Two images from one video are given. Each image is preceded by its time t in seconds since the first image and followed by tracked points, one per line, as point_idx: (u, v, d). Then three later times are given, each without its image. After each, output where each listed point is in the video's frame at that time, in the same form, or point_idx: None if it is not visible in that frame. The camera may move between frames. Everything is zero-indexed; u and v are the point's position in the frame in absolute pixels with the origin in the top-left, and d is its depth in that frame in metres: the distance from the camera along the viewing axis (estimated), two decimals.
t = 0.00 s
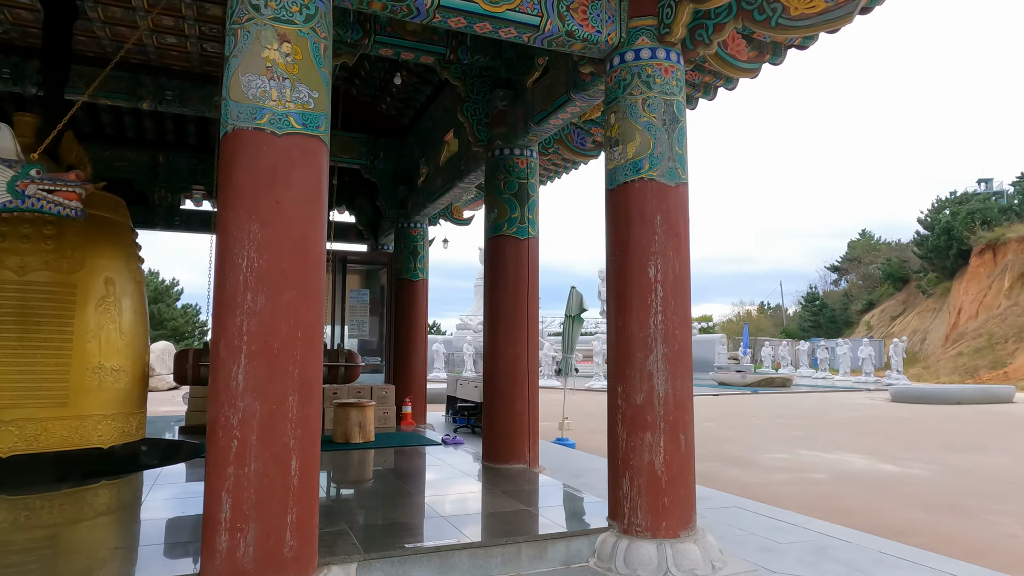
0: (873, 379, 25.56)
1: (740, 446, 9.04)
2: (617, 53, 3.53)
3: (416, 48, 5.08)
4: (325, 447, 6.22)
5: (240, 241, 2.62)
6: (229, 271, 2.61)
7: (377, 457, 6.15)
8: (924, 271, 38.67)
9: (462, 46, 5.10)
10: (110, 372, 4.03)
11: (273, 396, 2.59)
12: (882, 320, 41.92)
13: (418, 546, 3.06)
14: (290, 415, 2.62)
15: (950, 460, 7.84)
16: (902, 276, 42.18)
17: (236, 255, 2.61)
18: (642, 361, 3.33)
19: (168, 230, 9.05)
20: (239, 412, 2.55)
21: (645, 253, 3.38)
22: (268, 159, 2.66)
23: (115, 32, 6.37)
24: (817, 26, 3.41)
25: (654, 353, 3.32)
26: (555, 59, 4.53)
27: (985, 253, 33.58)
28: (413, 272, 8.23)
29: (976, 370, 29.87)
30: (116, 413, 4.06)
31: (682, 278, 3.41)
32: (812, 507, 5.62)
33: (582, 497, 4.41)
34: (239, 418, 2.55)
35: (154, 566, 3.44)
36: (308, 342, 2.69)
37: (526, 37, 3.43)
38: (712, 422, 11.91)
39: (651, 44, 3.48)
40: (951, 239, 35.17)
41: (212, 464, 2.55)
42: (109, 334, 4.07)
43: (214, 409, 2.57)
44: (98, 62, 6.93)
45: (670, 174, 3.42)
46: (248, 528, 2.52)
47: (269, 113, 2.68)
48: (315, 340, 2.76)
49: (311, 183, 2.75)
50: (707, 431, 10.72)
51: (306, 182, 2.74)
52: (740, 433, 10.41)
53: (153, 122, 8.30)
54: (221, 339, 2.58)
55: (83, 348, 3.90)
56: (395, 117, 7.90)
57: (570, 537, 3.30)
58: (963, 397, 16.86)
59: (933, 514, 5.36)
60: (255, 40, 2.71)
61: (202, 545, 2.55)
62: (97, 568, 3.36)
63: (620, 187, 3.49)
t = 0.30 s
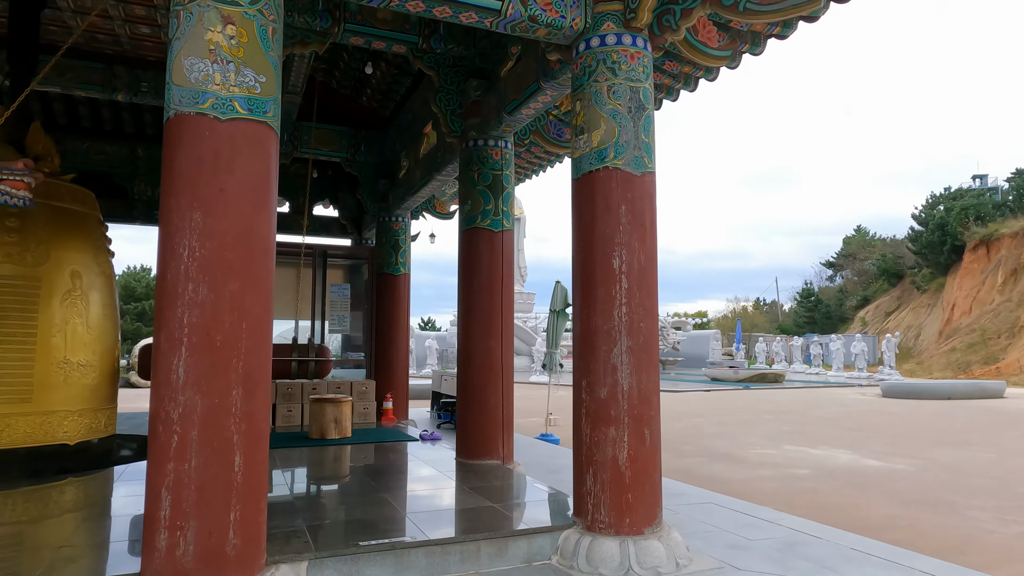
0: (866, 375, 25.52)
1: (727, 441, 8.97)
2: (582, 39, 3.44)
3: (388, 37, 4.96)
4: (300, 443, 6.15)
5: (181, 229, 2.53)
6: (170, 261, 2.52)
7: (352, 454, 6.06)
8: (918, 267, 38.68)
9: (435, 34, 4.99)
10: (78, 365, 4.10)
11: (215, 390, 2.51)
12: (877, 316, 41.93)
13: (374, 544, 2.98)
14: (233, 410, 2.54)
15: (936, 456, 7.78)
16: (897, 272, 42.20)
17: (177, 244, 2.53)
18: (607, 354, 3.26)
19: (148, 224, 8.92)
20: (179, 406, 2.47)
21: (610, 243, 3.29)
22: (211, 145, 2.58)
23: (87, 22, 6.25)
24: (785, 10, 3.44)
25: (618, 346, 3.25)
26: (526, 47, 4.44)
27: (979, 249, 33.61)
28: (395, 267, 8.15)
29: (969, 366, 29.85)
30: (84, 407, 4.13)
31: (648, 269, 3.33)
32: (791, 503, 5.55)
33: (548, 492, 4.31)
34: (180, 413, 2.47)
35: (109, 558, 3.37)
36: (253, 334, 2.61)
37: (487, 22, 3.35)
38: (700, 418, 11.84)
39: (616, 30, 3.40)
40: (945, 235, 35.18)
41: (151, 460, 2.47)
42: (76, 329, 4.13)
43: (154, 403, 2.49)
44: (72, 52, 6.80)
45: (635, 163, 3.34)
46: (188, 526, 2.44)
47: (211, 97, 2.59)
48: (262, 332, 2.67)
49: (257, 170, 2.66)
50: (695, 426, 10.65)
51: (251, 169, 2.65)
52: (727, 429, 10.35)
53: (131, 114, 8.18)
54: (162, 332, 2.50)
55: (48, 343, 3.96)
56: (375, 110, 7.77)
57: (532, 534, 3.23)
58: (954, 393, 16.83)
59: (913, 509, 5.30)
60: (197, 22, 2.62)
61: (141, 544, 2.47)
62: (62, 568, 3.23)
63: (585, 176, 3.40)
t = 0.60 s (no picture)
0: (866, 371, 25.37)
1: (718, 438, 8.86)
2: (549, 25, 3.32)
3: (362, 27, 4.81)
4: (278, 442, 6.05)
5: (117, 223, 2.43)
6: (105, 256, 2.41)
7: (334, 452, 5.96)
8: (920, 262, 38.47)
9: (410, 24, 4.90)
10: (48, 363, 3.04)
11: (153, 390, 2.41)
12: (878, 311, 41.74)
13: (328, 549, 2.90)
14: (172, 411, 2.44)
15: (928, 453, 7.68)
16: (899, 267, 42.01)
17: (112, 238, 2.42)
18: (572, 352, 3.15)
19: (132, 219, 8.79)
20: (115, 407, 2.37)
21: (576, 236, 3.18)
22: (150, 134, 2.47)
23: (62, 13, 6.00)
24: None
25: (584, 343, 3.14)
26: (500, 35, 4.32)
27: (981, 244, 33.43)
28: (380, 262, 8.03)
29: (970, 361, 29.66)
30: (55, 405, 3.06)
31: (615, 264, 3.21)
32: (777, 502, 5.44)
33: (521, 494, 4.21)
34: (115, 415, 2.37)
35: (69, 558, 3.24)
36: (195, 332, 2.51)
37: (450, 8, 3.25)
38: (695, 414, 11.75)
39: (584, 16, 3.28)
40: (947, 230, 34.99)
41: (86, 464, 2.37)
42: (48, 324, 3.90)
43: (89, 404, 2.39)
44: (50, 46, 6.53)
45: (603, 154, 3.23)
46: (124, 532, 2.34)
47: (150, 85, 2.48)
48: (205, 329, 2.57)
49: (199, 160, 2.55)
50: (688, 423, 10.55)
51: (193, 159, 2.54)
52: (721, 425, 10.25)
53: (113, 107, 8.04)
54: (97, 330, 2.40)
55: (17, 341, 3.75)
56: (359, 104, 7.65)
57: (494, 538, 3.13)
58: (952, 389, 16.71)
59: (901, 509, 5.19)
60: (135, 6, 2.51)
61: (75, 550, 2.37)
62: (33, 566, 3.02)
63: (551, 167, 3.29)
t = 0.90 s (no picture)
0: (866, 368, 25.25)
1: (708, 436, 8.78)
2: (513, 16, 3.24)
3: (335, 20, 4.79)
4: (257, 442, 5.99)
5: (54, 218, 2.36)
6: (42, 252, 2.35)
7: (314, 452, 5.88)
8: (922, 258, 38.27)
9: (385, 18, 4.76)
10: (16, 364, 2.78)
11: (91, 390, 2.35)
12: (881, 308, 41.60)
13: (280, 552, 2.84)
14: (112, 411, 2.38)
15: (919, 452, 7.58)
16: (901, 263, 41.78)
17: (49, 233, 2.36)
18: (534, 350, 3.07)
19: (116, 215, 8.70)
20: (51, 408, 2.30)
21: (538, 232, 3.10)
22: (89, 126, 2.40)
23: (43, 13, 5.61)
24: None
25: (547, 341, 3.06)
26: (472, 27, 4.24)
27: (984, 240, 33.26)
28: (367, 259, 7.96)
29: (971, 358, 29.45)
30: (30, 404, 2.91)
31: (579, 260, 3.13)
32: (760, 502, 5.35)
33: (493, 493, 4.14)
34: (51, 416, 2.31)
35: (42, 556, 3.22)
36: (137, 331, 2.45)
37: None
38: (688, 412, 11.65)
39: (547, 6, 3.19)
40: (950, 226, 34.77)
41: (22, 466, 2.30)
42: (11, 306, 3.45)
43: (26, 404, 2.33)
44: (28, 42, 6.26)
45: (566, 147, 3.15)
46: (60, 536, 2.28)
47: (88, 76, 2.42)
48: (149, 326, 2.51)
49: (141, 155, 2.48)
50: (680, 421, 10.46)
51: (135, 152, 2.47)
52: (713, 423, 10.16)
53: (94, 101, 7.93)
54: (33, 328, 2.33)
55: None
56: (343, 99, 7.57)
57: (454, 540, 3.07)
58: (950, 385, 16.60)
59: (885, 509, 5.11)
60: None
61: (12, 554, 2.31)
62: None
63: (514, 161, 3.21)
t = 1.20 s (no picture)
0: (864, 367, 25.14)
1: (695, 436, 8.72)
2: (469, 11, 3.21)
3: (306, 18, 4.70)
4: (235, 441, 5.96)
5: None
6: None
7: (291, 452, 5.85)
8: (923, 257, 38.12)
9: (355, 14, 4.71)
10: None
11: (24, 390, 2.32)
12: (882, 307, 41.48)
13: (225, 554, 2.82)
14: (46, 412, 2.35)
15: (906, 451, 7.51)
16: (903, 262, 41.60)
17: None
18: (488, 349, 3.04)
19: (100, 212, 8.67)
20: None
21: (493, 231, 3.07)
22: (22, 124, 2.37)
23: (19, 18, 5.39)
24: None
25: (500, 340, 3.03)
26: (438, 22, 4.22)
27: (985, 239, 33.11)
28: (350, 258, 7.91)
29: (970, 357, 29.25)
30: None
31: (534, 258, 3.10)
32: (737, 502, 5.29)
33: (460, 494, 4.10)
34: None
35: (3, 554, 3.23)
36: (73, 331, 2.42)
37: None
38: (679, 411, 11.60)
39: (503, 1, 3.15)
40: (951, 224, 34.63)
41: None
42: None
43: None
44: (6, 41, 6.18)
45: (521, 144, 3.11)
46: None
47: (21, 72, 2.38)
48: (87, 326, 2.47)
49: (79, 152, 2.45)
50: (670, 421, 10.40)
51: (71, 150, 2.44)
52: (702, 423, 10.10)
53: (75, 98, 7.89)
54: None
55: None
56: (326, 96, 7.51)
57: (406, 542, 3.06)
58: (946, 385, 16.51)
59: (862, 509, 5.04)
60: None
61: None
62: None
63: (469, 158, 3.17)
